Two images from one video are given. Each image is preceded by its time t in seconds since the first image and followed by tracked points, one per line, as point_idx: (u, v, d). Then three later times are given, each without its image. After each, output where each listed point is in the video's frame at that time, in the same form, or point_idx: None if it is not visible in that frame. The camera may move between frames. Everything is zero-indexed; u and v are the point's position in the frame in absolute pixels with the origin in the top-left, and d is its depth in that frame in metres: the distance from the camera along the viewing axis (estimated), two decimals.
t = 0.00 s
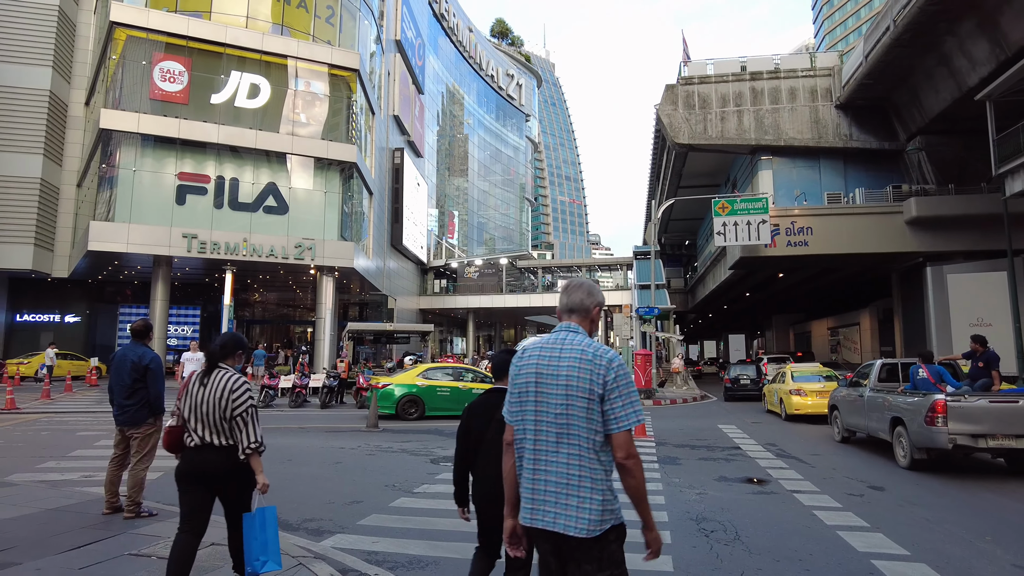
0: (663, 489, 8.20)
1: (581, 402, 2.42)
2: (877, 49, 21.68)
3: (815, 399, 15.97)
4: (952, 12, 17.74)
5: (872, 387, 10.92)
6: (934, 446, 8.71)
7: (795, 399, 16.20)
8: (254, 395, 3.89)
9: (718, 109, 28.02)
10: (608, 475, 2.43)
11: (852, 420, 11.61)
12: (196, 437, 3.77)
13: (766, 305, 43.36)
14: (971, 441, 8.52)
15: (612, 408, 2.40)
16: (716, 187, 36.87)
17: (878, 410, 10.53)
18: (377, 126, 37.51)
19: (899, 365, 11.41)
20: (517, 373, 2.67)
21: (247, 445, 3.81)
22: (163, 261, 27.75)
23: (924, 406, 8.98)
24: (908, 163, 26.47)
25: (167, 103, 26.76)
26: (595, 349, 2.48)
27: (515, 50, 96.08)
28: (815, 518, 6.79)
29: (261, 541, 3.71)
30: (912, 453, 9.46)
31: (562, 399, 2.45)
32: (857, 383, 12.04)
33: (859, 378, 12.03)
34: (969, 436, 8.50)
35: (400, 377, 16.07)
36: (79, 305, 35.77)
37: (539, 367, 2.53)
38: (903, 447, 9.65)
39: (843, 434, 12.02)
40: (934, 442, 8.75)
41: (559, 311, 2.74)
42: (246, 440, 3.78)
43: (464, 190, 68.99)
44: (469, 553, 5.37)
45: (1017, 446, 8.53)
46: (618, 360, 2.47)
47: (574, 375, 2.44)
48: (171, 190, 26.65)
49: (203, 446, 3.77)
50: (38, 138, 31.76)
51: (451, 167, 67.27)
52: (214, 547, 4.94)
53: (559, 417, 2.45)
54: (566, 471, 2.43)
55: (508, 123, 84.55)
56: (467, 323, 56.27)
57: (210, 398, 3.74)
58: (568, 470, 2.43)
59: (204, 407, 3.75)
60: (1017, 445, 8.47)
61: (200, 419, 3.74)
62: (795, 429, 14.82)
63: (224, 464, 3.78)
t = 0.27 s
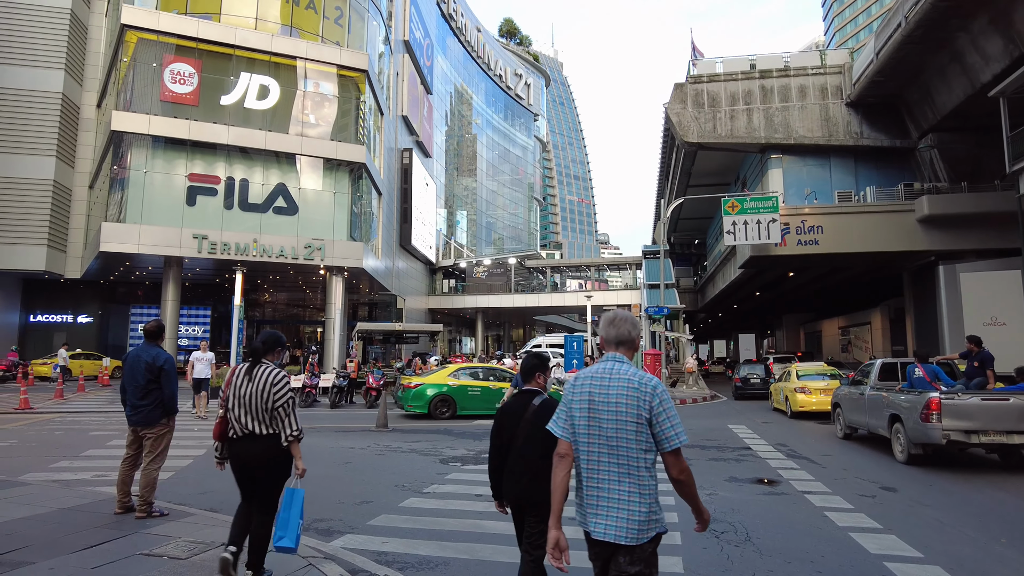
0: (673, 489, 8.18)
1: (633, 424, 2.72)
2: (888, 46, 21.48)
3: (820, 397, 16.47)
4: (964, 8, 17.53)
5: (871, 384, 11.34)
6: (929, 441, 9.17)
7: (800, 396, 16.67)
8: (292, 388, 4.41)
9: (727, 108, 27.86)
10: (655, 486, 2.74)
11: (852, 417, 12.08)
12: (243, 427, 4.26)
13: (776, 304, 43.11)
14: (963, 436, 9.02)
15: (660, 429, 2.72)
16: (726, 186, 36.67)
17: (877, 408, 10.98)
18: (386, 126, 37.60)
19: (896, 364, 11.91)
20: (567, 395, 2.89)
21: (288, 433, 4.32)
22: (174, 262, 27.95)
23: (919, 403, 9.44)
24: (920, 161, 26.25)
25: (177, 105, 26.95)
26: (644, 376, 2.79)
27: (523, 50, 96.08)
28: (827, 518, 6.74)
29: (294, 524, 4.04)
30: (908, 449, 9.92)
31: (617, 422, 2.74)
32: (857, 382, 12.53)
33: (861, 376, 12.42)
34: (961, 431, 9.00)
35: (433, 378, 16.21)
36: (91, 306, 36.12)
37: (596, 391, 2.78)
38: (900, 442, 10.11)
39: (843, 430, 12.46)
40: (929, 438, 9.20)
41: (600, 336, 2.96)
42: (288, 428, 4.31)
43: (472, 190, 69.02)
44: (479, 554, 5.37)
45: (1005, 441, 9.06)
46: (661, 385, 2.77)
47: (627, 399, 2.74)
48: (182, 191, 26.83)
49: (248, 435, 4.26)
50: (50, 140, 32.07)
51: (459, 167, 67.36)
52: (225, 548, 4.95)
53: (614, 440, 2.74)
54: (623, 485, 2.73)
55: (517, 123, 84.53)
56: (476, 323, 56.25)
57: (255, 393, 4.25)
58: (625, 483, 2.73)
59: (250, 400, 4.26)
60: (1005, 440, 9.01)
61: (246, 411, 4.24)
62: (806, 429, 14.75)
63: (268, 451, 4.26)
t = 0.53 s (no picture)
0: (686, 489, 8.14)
1: (680, 422, 3.10)
2: (902, 42, 21.24)
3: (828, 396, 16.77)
4: (979, 4, 17.26)
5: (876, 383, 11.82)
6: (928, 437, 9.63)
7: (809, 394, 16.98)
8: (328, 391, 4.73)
9: (739, 106, 27.66)
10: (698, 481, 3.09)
11: (858, 414, 12.54)
12: (281, 428, 4.54)
13: (789, 303, 42.81)
14: (961, 432, 9.46)
15: (701, 425, 3.07)
16: (738, 184, 36.43)
17: (881, 405, 11.47)
18: (397, 127, 37.71)
19: (900, 363, 12.35)
20: (618, 399, 3.32)
21: (324, 433, 4.63)
22: (187, 263, 28.21)
23: (919, 400, 9.91)
24: (935, 158, 25.97)
25: (190, 107, 27.18)
26: (688, 382, 3.15)
27: (533, 50, 96.06)
28: (843, 519, 6.68)
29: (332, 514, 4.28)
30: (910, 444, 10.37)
31: (663, 422, 3.12)
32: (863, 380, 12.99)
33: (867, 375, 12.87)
34: (959, 427, 9.43)
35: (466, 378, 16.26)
36: (107, 307, 36.77)
37: (643, 396, 3.18)
38: (903, 437, 10.57)
39: (850, 427, 12.91)
40: (928, 433, 9.67)
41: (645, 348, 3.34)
42: (323, 427, 4.60)
43: (483, 190, 69.09)
44: (491, 553, 5.36)
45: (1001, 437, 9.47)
46: (705, 388, 3.15)
47: (671, 402, 3.12)
48: (195, 192, 27.06)
49: (287, 435, 4.54)
50: (66, 143, 32.50)
51: (470, 167, 67.49)
52: (238, 546, 4.97)
53: (660, 433, 3.12)
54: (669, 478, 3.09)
55: (527, 122, 84.50)
56: (487, 322, 56.30)
57: (292, 395, 4.56)
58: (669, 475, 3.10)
59: (288, 402, 4.56)
60: (1002, 435, 9.40)
61: (286, 411, 4.54)
62: (821, 429, 14.63)
63: (306, 449, 4.55)
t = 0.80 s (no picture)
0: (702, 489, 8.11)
1: (727, 422, 3.46)
2: (921, 38, 20.95)
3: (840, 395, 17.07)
4: None
5: (882, 381, 12.28)
6: (930, 433, 10.10)
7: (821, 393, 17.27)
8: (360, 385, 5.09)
9: (755, 103, 27.43)
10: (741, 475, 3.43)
11: (866, 411, 13.03)
12: (318, 418, 4.97)
13: (805, 302, 42.41)
14: (962, 428, 9.93)
15: (747, 426, 3.42)
16: (754, 182, 36.14)
17: (886, 402, 11.96)
18: (411, 127, 37.90)
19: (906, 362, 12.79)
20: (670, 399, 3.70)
21: (357, 421, 5.00)
22: (204, 264, 28.53)
23: (922, 398, 10.39)
24: (955, 155, 25.81)
25: (206, 109, 27.46)
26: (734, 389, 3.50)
27: (546, 49, 95.92)
28: (862, 520, 6.61)
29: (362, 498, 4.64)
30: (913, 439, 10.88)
31: (713, 424, 3.49)
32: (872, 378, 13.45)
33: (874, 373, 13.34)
34: (959, 423, 9.91)
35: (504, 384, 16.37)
36: (125, 307, 37.19)
37: (692, 400, 3.55)
38: (907, 433, 11.07)
39: (858, 424, 13.36)
40: (930, 429, 10.15)
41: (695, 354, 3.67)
42: (355, 418, 4.97)
43: (496, 190, 69.19)
44: (507, 553, 5.37)
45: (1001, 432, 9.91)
46: (752, 394, 3.51)
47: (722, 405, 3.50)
48: (211, 193, 27.36)
49: (323, 424, 4.97)
50: (85, 145, 33.02)
51: (483, 166, 67.64)
52: (256, 545, 5.03)
53: (709, 431, 3.49)
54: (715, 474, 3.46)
55: (541, 122, 84.49)
56: (501, 322, 56.37)
57: (326, 389, 4.98)
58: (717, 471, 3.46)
59: (323, 397, 4.98)
60: (1003, 431, 9.84)
61: (321, 403, 4.97)
62: (838, 429, 14.49)
63: (338, 437, 4.95)
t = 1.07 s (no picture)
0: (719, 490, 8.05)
1: (779, 407, 3.94)
2: (941, 32, 20.65)
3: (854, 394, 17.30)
4: None
5: (891, 380, 12.87)
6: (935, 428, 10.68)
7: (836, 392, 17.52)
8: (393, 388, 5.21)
9: (771, 101, 27.20)
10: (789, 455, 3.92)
11: (877, 409, 13.56)
12: (353, 418, 5.12)
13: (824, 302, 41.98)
14: (965, 423, 10.50)
15: (796, 410, 3.94)
16: (771, 181, 35.81)
17: (894, 400, 12.56)
18: (426, 128, 38.10)
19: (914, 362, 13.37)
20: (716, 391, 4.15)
21: (388, 423, 5.15)
22: (222, 265, 28.87)
23: (926, 395, 10.99)
24: (977, 151, 25.15)
25: (223, 111, 27.75)
26: (778, 380, 3.99)
27: (560, 49, 95.76)
28: (883, 522, 6.53)
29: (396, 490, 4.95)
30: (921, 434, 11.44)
31: (761, 411, 3.96)
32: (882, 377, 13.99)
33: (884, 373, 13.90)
34: (962, 419, 10.48)
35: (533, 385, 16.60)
36: (144, 308, 37.90)
37: (741, 390, 4.00)
38: (913, 429, 11.65)
39: (869, 421, 13.90)
40: (935, 424, 10.74)
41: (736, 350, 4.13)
42: (388, 421, 5.12)
43: (511, 190, 69.26)
44: (523, 553, 5.37)
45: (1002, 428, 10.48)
46: (794, 382, 4.03)
47: (768, 395, 3.97)
48: (229, 195, 27.66)
49: (356, 423, 5.12)
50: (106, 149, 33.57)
51: (498, 166, 67.76)
52: (274, 544, 5.08)
53: (764, 415, 3.95)
54: (765, 455, 3.90)
55: (556, 121, 84.44)
56: (516, 322, 56.42)
57: (359, 392, 5.10)
58: (769, 452, 3.89)
59: (359, 400, 5.10)
60: (1003, 426, 10.40)
61: (354, 406, 5.10)
62: (858, 430, 14.34)
63: (370, 435, 5.11)
